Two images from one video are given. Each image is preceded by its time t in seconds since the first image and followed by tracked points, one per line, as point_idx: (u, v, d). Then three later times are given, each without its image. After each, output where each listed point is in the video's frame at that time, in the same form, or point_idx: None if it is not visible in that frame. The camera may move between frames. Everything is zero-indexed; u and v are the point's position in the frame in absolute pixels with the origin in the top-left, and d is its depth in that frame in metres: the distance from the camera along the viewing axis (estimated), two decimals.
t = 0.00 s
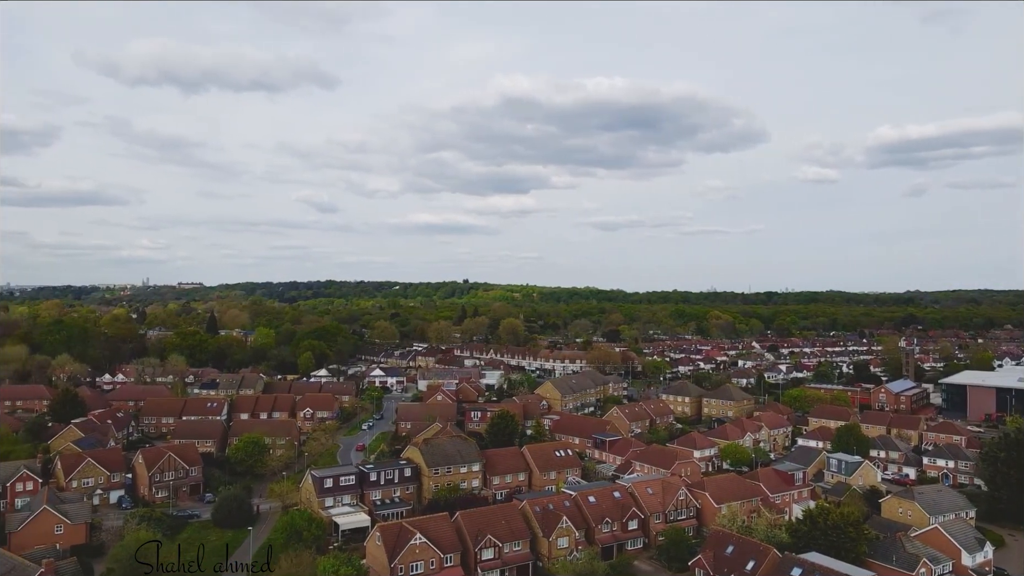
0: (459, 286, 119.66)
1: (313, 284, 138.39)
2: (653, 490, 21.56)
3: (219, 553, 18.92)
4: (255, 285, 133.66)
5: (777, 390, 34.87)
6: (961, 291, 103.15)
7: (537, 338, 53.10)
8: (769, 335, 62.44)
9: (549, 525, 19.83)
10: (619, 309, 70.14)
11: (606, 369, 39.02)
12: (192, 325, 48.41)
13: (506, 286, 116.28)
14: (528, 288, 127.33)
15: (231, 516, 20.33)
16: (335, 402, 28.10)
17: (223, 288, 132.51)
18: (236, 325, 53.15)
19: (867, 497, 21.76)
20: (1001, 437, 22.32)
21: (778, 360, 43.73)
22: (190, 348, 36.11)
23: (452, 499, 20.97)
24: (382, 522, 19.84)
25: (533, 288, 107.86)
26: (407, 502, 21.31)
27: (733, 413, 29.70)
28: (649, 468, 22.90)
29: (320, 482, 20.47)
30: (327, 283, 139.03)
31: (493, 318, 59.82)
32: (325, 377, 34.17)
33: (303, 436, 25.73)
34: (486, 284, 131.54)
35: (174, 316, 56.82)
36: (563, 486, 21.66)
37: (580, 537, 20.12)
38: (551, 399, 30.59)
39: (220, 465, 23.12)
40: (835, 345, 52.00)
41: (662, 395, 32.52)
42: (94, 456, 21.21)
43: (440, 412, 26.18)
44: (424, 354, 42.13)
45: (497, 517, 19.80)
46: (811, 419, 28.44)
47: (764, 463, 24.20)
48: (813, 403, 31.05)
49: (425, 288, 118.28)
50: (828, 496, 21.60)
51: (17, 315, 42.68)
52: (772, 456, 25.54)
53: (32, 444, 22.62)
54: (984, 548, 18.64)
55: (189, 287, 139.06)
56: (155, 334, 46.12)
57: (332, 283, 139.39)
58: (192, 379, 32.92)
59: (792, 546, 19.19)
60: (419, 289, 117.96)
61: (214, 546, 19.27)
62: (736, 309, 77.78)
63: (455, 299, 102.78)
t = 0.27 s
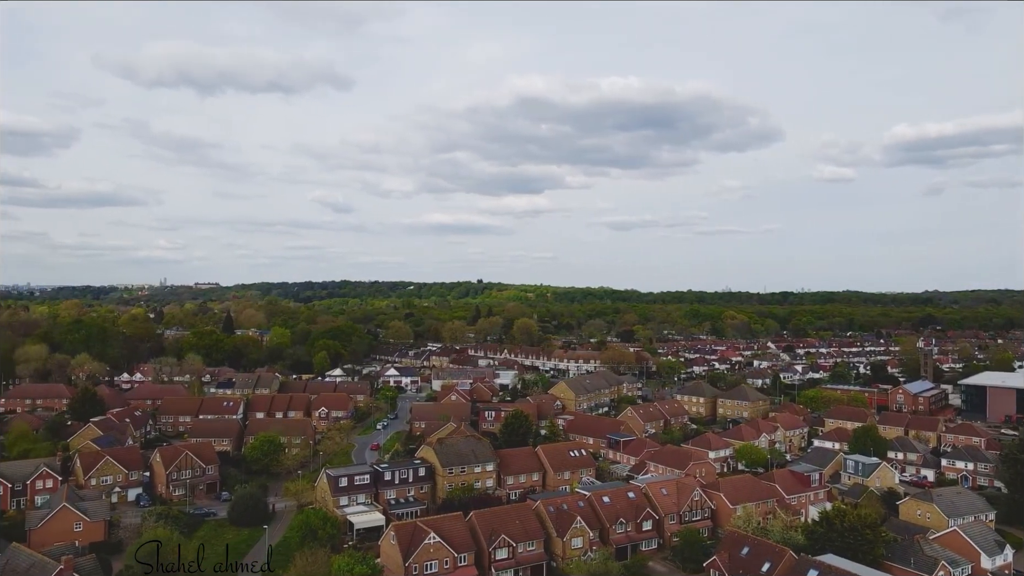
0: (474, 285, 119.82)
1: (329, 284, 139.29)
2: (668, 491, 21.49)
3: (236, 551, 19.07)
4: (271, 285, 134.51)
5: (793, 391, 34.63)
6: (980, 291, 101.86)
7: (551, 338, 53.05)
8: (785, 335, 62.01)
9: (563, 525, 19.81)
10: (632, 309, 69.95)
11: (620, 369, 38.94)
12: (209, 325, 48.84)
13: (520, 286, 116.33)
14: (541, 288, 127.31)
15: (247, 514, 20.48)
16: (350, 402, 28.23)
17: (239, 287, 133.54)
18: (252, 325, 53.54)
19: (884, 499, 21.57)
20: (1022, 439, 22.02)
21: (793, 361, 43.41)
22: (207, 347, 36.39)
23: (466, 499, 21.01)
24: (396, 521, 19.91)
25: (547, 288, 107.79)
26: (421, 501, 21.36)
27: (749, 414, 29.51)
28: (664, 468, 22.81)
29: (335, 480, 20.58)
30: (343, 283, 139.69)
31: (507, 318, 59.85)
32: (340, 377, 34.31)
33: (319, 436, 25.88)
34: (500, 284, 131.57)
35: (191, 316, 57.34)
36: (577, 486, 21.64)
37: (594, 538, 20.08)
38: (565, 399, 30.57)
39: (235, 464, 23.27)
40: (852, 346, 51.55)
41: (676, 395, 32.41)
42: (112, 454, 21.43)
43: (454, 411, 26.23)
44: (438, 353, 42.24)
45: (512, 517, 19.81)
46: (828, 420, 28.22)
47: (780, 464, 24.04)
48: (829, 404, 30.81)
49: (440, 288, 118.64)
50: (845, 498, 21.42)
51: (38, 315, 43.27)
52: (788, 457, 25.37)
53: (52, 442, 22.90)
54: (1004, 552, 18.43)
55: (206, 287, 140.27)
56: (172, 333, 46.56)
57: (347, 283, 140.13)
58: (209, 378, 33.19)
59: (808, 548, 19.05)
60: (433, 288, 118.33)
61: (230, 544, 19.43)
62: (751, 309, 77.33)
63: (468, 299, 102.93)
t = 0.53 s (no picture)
0: (489, 285, 119.89)
1: (345, 284, 140.05)
2: (684, 492, 21.39)
3: (253, 549, 19.23)
4: (288, 285, 135.42)
5: (811, 392, 34.37)
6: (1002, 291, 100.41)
7: (567, 338, 52.96)
8: (802, 336, 61.52)
9: (579, 525, 19.78)
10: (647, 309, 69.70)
11: (636, 369, 38.84)
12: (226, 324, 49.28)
13: (535, 286, 116.25)
14: (556, 288, 127.16)
15: (265, 512, 20.65)
16: (366, 401, 28.37)
17: (257, 287, 134.54)
18: (270, 324, 53.90)
19: (904, 501, 21.36)
20: None
21: (811, 361, 43.05)
22: (225, 346, 36.69)
23: (481, 498, 21.05)
24: (412, 520, 19.97)
25: (562, 288, 107.67)
26: (437, 500, 21.40)
27: (766, 415, 29.32)
28: (680, 469, 22.70)
29: (351, 479, 20.68)
30: (359, 283, 140.23)
31: (522, 318, 59.85)
32: (356, 376, 34.48)
33: (335, 435, 26.03)
34: (515, 284, 131.51)
35: (209, 315, 57.80)
36: (593, 486, 21.62)
37: (610, 538, 20.04)
38: (581, 399, 30.52)
39: (253, 462, 23.45)
40: (871, 346, 51.04)
41: (692, 395, 32.28)
42: (132, 452, 21.67)
43: (470, 411, 26.27)
44: (454, 353, 42.32)
45: (527, 517, 19.81)
46: (846, 421, 27.98)
47: (797, 465, 23.87)
48: (848, 405, 30.55)
49: (455, 288, 118.89)
50: (864, 500, 21.24)
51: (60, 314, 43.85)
52: (806, 458, 25.19)
53: (73, 440, 23.20)
54: None
55: (224, 287, 141.44)
56: (191, 332, 47.00)
57: (363, 283, 140.75)
58: (227, 377, 33.46)
59: (826, 550, 18.90)
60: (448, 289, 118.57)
61: (248, 542, 19.60)
62: (767, 309, 76.82)
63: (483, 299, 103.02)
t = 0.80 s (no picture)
0: (504, 285, 119.95)
1: (361, 284, 140.76)
2: (701, 493, 21.28)
3: (271, 547, 19.38)
4: (305, 285, 136.42)
5: (830, 392, 34.07)
6: None
7: (583, 339, 52.85)
8: (821, 336, 60.95)
9: (595, 525, 19.75)
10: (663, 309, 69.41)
11: (652, 369, 38.72)
12: (244, 324, 49.73)
13: (550, 285, 116.15)
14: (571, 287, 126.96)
15: (283, 510, 20.81)
16: (383, 401, 28.50)
17: (274, 287, 135.63)
18: (287, 324, 54.28)
19: (925, 503, 21.13)
20: None
21: (830, 362, 42.66)
22: (243, 346, 37.01)
23: (498, 498, 21.07)
24: (428, 519, 20.05)
25: (579, 288, 107.59)
26: (453, 500, 21.43)
27: (784, 415, 29.11)
28: (697, 469, 22.59)
29: (368, 478, 20.79)
30: (376, 283, 140.87)
31: (539, 318, 59.79)
32: (373, 376, 34.64)
33: (353, 434, 26.18)
34: (531, 284, 131.46)
35: (228, 315, 58.27)
36: (609, 487, 21.58)
37: (626, 538, 19.98)
38: (597, 399, 30.47)
39: (271, 461, 23.63)
40: (892, 347, 50.45)
41: (709, 395, 32.13)
42: (153, 450, 21.91)
43: (486, 411, 26.32)
44: (470, 353, 42.40)
45: (544, 517, 19.81)
46: (866, 422, 27.72)
47: (816, 467, 23.67)
48: (867, 406, 30.26)
49: (470, 288, 119.09)
50: (884, 502, 21.03)
51: (83, 314, 44.48)
52: (825, 459, 24.98)
53: (95, 438, 23.50)
54: None
55: (242, 287, 142.79)
56: (210, 332, 47.45)
57: (379, 283, 141.28)
58: (245, 377, 33.72)
59: (845, 553, 18.72)
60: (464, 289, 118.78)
61: (266, 540, 19.76)
62: (784, 309, 76.20)
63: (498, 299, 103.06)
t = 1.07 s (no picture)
0: (520, 285, 120.07)
1: (377, 284, 141.53)
2: (718, 494, 21.17)
3: (289, 546, 19.51)
4: (322, 285, 137.51)
5: (849, 394, 33.76)
6: None
7: (599, 339, 52.74)
8: (840, 337, 60.35)
9: (612, 526, 19.69)
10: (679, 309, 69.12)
11: (669, 370, 38.58)
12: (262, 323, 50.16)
13: (566, 286, 116.05)
14: (587, 287, 126.77)
15: (300, 509, 20.95)
16: (399, 400, 28.60)
17: (292, 287, 136.82)
18: (305, 324, 54.66)
19: (946, 506, 20.88)
20: None
21: (849, 363, 42.27)
22: (261, 345, 37.31)
23: (514, 498, 21.09)
24: (444, 518, 20.10)
25: (595, 287, 107.58)
26: (469, 500, 21.46)
27: (802, 416, 28.88)
28: (714, 470, 22.48)
29: (384, 478, 20.88)
30: (392, 283, 141.62)
31: (555, 318, 59.74)
32: (390, 376, 34.78)
33: (369, 433, 26.32)
34: (546, 284, 131.45)
35: (246, 314, 58.75)
36: (625, 487, 21.53)
37: (642, 539, 19.92)
38: (613, 400, 30.41)
39: (288, 460, 23.79)
40: (912, 347, 49.86)
41: (726, 396, 31.97)
42: (172, 449, 22.14)
43: (502, 411, 26.34)
44: (486, 353, 42.47)
45: (560, 517, 19.80)
46: (886, 424, 27.45)
47: (835, 469, 23.46)
48: (888, 408, 29.95)
49: (486, 288, 119.34)
50: (904, 505, 20.81)
51: (104, 314, 45.09)
52: (844, 461, 24.77)
53: (115, 437, 23.79)
54: None
55: (260, 287, 144.52)
56: (229, 332, 47.92)
57: (395, 283, 141.90)
58: (263, 376, 33.99)
59: (865, 555, 18.54)
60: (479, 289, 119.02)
61: (283, 538, 19.91)
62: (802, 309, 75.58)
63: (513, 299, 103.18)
